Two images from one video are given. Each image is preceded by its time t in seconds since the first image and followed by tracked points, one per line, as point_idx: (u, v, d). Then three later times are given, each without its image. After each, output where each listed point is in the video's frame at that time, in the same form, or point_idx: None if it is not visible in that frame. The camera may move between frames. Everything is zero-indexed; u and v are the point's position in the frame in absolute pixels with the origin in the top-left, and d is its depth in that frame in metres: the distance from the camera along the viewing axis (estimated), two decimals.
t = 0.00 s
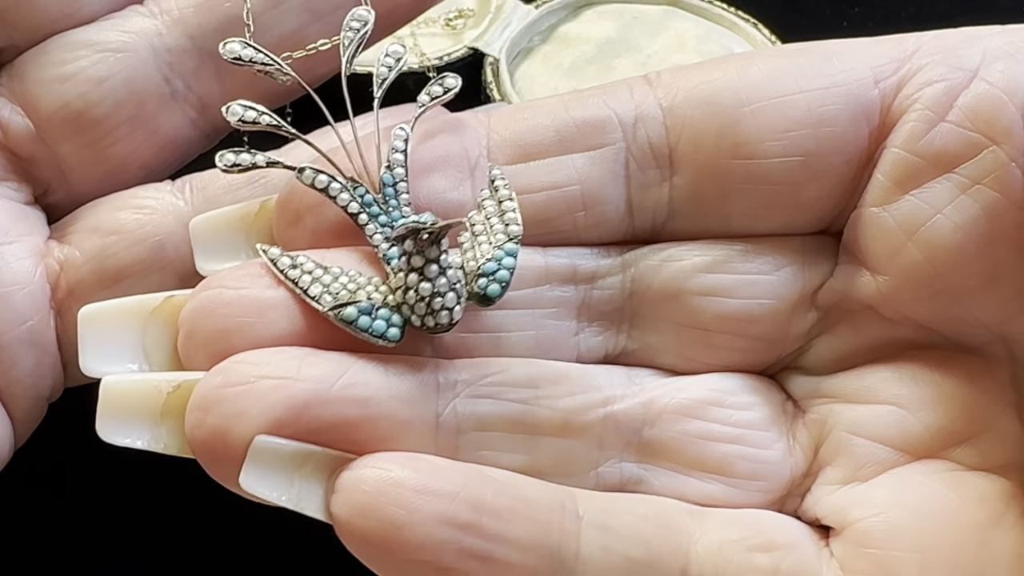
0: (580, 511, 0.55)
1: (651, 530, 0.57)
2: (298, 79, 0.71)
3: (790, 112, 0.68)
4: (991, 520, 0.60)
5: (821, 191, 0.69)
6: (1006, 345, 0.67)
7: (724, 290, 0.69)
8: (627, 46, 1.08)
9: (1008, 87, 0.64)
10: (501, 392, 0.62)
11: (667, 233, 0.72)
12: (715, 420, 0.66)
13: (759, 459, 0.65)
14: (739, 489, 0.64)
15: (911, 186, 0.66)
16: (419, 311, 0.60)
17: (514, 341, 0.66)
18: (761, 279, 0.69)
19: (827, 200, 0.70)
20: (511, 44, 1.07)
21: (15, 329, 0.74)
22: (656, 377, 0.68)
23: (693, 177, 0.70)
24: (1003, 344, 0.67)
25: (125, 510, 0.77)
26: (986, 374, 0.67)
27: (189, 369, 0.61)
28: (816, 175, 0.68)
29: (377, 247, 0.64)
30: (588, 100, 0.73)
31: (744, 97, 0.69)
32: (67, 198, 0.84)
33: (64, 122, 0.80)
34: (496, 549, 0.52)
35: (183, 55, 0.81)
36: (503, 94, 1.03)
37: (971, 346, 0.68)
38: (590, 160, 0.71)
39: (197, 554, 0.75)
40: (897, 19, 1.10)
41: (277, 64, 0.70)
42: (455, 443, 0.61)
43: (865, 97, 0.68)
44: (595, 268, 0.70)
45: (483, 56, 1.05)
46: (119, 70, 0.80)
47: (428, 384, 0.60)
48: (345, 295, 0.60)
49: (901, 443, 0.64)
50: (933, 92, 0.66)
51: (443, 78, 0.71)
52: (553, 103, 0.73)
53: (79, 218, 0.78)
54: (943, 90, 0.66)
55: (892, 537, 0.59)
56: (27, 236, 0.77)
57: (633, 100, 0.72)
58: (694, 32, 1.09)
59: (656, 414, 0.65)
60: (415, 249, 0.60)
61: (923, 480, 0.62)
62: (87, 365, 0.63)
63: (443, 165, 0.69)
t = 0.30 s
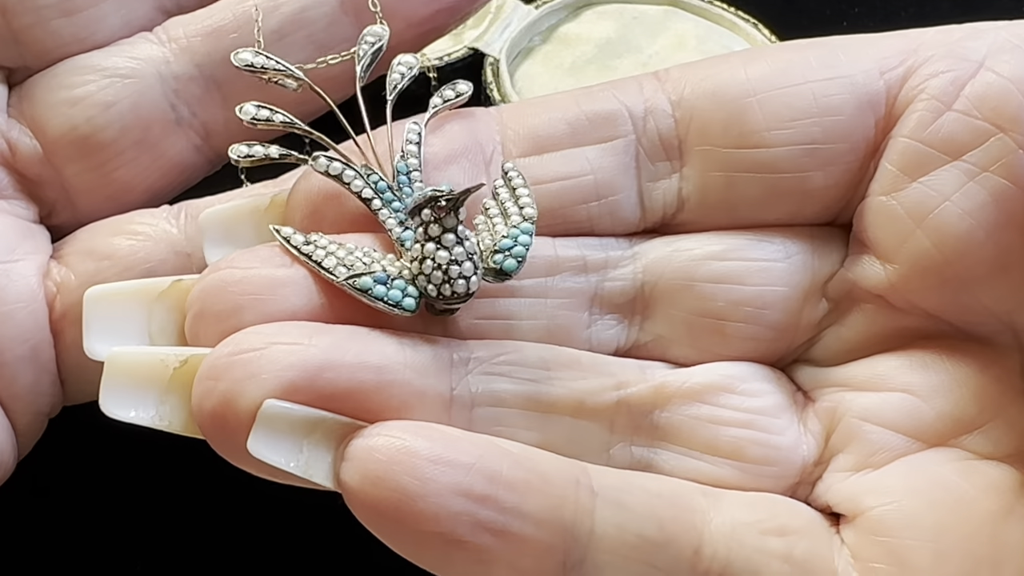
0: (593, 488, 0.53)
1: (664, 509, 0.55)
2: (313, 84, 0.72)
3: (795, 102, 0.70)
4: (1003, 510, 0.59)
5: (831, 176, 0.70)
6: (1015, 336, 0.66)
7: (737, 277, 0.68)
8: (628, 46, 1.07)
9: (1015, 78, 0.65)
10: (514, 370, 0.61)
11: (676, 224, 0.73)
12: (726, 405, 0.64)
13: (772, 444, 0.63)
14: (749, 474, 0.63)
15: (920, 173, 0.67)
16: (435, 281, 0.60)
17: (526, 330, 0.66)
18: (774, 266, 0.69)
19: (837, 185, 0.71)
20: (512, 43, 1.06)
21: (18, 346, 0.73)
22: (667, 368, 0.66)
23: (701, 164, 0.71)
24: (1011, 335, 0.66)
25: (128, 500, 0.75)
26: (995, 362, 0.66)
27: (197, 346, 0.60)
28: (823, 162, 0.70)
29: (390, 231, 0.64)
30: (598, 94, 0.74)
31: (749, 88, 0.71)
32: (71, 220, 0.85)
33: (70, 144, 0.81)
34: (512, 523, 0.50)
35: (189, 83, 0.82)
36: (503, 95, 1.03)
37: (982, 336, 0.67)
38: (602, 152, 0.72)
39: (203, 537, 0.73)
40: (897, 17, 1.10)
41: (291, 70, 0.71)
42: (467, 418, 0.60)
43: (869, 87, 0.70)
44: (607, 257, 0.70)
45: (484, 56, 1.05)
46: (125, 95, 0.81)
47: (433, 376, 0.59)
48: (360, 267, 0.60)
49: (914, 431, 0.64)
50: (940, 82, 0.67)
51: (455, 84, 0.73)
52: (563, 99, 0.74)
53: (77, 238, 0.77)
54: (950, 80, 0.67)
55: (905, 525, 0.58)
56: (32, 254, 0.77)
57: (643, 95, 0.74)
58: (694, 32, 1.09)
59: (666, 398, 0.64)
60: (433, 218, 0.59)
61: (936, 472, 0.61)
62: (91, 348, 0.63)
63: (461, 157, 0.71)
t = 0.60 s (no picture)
0: (604, 472, 0.52)
1: (675, 496, 0.53)
2: (314, 83, 0.70)
3: (793, 93, 0.71)
4: (1012, 507, 0.58)
5: (831, 166, 0.70)
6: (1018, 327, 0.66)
7: (739, 265, 0.68)
8: (627, 46, 1.06)
9: (1016, 70, 0.66)
10: (519, 353, 0.61)
11: (676, 217, 0.73)
12: (730, 395, 0.63)
13: (778, 434, 0.62)
14: (755, 463, 0.62)
15: (920, 164, 0.67)
16: (445, 252, 0.59)
17: (530, 316, 0.65)
18: (777, 254, 0.69)
19: (836, 178, 0.70)
20: (511, 44, 1.05)
21: (15, 348, 0.72)
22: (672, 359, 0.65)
23: (702, 157, 0.72)
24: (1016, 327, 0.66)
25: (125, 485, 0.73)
26: (1000, 356, 0.65)
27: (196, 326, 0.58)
28: (824, 152, 0.70)
29: (394, 216, 0.62)
30: (601, 90, 0.74)
31: (748, 80, 0.71)
32: (71, 224, 0.84)
33: (71, 148, 0.80)
34: (523, 505, 0.48)
35: (191, 87, 0.81)
36: (503, 95, 1.02)
37: (984, 330, 0.66)
38: (605, 146, 0.72)
39: (206, 521, 0.71)
40: (896, 14, 1.09)
41: (291, 70, 0.69)
42: (477, 399, 0.59)
43: (869, 81, 0.70)
44: (608, 247, 0.69)
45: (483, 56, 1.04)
46: (127, 100, 0.80)
47: (438, 363, 0.58)
48: (366, 241, 0.59)
49: (920, 426, 0.62)
50: (941, 75, 0.68)
51: (455, 87, 0.72)
52: (566, 94, 0.74)
53: (75, 240, 0.76)
54: (952, 74, 0.68)
55: (914, 522, 0.56)
56: (34, 257, 0.76)
57: (645, 92, 0.74)
58: (694, 32, 1.09)
59: (671, 385, 0.64)
60: (441, 192, 0.60)
61: (943, 467, 0.60)
62: (86, 329, 0.61)
63: (463, 149, 0.71)
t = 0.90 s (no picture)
0: (614, 442, 0.51)
1: (686, 469, 0.52)
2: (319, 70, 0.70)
3: (799, 81, 0.72)
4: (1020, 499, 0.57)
5: (837, 154, 0.71)
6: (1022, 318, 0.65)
7: (745, 249, 0.68)
8: (627, 46, 1.05)
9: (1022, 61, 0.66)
10: (525, 326, 0.61)
11: (684, 199, 0.74)
12: (734, 375, 0.63)
13: (786, 418, 0.62)
14: (763, 445, 0.61)
15: (926, 151, 0.67)
16: (459, 220, 0.59)
17: (535, 295, 0.65)
18: (781, 239, 0.69)
19: (842, 166, 0.72)
20: (511, 44, 1.03)
21: (14, 346, 0.71)
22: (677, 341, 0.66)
23: (708, 144, 0.73)
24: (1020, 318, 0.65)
25: (128, 465, 0.72)
26: (1008, 346, 0.65)
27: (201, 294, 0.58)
28: (830, 139, 0.71)
29: (401, 192, 0.62)
30: (610, 80, 0.76)
31: (755, 68, 0.73)
32: (70, 223, 0.83)
33: (68, 147, 0.79)
34: (533, 470, 0.48)
35: (188, 87, 0.80)
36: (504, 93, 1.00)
37: (987, 321, 0.66)
38: (611, 132, 0.74)
39: (213, 498, 0.70)
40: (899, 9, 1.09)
41: (294, 57, 0.69)
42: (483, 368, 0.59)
43: (874, 71, 0.72)
44: (612, 230, 0.69)
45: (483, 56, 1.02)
46: (123, 99, 0.79)
47: (448, 328, 0.58)
48: (379, 208, 0.59)
49: (925, 415, 0.62)
50: (946, 67, 0.69)
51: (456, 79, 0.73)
52: (577, 83, 0.76)
53: (73, 238, 0.75)
54: (957, 65, 0.69)
55: (921, 509, 0.56)
56: (32, 254, 0.75)
57: (654, 81, 0.76)
58: (694, 32, 1.07)
59: (677, 366, 0.64)
60: (455, 163, 0.60)
61: (950, 455, 0.59)
62: (89, 298, 0.62)
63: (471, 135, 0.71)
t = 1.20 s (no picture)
0: (619, 428, 0.51)
1: (689, 457, 0.52)
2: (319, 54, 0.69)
3: (799, 74, 0.72)
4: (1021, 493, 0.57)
5: (836, 147, 0.71)
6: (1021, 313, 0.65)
7: (745, 240, 0.68)
8: (627, 46, 1.05)
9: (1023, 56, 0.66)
10: (527, 312, 0.61)
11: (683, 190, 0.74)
12: (735, 367, 0.63)
13: (786, 408, 0.62)
14: (762, 435, 0.61)
15: (927, 145, 0.67)
16: (463, 204, 0.58)
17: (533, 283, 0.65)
18: (780, 232, 0.69)
19: (841, 160, 0.72)
20: (512, 44, 1.02)
21: (13, 344, 0.71)
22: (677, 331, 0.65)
23: (708, 136, 0.73)
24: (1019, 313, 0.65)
25: (128, 460, 0.71)
26: (1008, 342, 0.65)
27: (200, 274, 0.57)
28: (830, 132, 0.71)
29: (403, 176, 0.61)
30: (609, 72, 0.76)
31: (755, 61, 0.74)
32: (67, 224, 0.83)
33: (65, 146, 0.79)
34: (539, 454, 0.47)
35: (185, 87, 0.80)
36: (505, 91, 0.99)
37: (990, 317, 0.66)
38: (608, 124, 0.74)
39: (209, 495, 0.69)
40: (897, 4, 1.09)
41: (294, 40, 0.69)
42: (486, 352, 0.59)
43: (875, 65, 0.72)
44: (611, 221, 0.69)
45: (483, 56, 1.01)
46: (120, 99, 0.79)
47: (451, 312, 0.57)
48: (381, 190, 0.58)
49: (926, 409, 0.62)
50: (946, 62, 0.69)
51: (456, 69, 0.73)
52: (575, 75, 0.76)
53: (69, 235, 0.74)
54: (957, 61, 0.69)
55: (922, 503, 0.56)
56: (30, 252, 0.74)
57: (653, 74, 0.76)
58: (694, 32, 1.07)
59: (677, 356, 0.63)
60: (461, 148, 0.60)
61: (951, 449, 0.59)
62: (84, 277, 0.61)
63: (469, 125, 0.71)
